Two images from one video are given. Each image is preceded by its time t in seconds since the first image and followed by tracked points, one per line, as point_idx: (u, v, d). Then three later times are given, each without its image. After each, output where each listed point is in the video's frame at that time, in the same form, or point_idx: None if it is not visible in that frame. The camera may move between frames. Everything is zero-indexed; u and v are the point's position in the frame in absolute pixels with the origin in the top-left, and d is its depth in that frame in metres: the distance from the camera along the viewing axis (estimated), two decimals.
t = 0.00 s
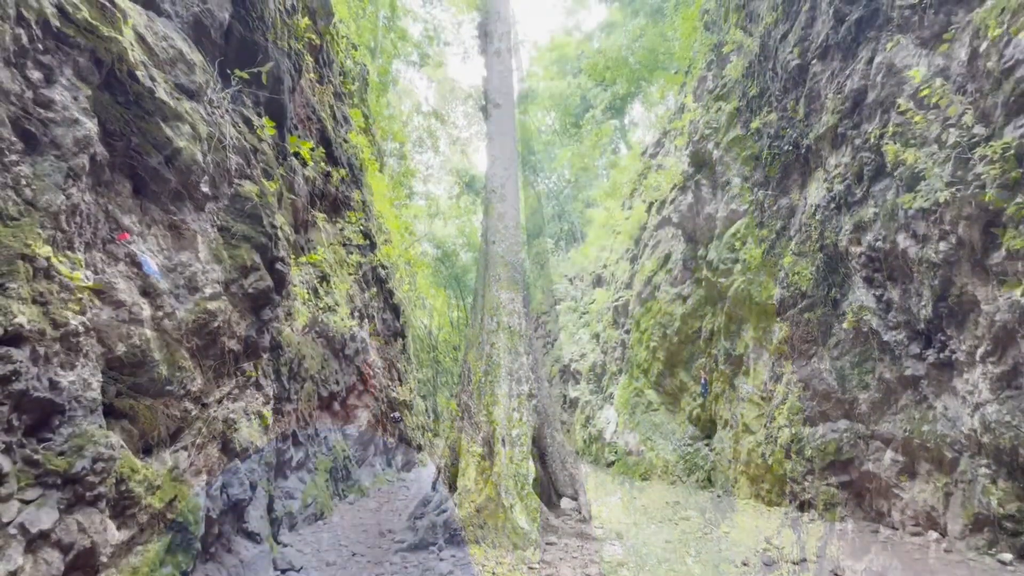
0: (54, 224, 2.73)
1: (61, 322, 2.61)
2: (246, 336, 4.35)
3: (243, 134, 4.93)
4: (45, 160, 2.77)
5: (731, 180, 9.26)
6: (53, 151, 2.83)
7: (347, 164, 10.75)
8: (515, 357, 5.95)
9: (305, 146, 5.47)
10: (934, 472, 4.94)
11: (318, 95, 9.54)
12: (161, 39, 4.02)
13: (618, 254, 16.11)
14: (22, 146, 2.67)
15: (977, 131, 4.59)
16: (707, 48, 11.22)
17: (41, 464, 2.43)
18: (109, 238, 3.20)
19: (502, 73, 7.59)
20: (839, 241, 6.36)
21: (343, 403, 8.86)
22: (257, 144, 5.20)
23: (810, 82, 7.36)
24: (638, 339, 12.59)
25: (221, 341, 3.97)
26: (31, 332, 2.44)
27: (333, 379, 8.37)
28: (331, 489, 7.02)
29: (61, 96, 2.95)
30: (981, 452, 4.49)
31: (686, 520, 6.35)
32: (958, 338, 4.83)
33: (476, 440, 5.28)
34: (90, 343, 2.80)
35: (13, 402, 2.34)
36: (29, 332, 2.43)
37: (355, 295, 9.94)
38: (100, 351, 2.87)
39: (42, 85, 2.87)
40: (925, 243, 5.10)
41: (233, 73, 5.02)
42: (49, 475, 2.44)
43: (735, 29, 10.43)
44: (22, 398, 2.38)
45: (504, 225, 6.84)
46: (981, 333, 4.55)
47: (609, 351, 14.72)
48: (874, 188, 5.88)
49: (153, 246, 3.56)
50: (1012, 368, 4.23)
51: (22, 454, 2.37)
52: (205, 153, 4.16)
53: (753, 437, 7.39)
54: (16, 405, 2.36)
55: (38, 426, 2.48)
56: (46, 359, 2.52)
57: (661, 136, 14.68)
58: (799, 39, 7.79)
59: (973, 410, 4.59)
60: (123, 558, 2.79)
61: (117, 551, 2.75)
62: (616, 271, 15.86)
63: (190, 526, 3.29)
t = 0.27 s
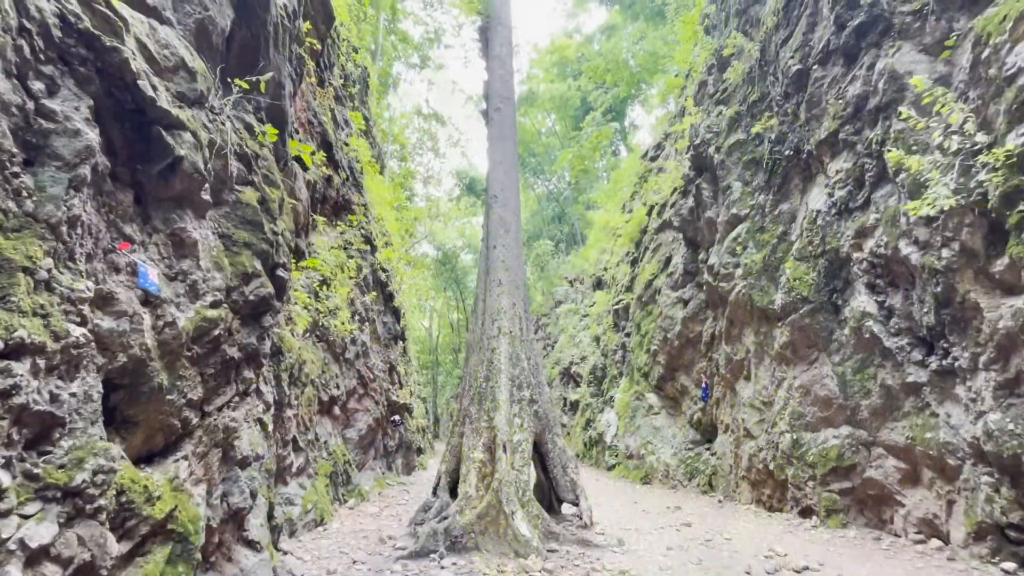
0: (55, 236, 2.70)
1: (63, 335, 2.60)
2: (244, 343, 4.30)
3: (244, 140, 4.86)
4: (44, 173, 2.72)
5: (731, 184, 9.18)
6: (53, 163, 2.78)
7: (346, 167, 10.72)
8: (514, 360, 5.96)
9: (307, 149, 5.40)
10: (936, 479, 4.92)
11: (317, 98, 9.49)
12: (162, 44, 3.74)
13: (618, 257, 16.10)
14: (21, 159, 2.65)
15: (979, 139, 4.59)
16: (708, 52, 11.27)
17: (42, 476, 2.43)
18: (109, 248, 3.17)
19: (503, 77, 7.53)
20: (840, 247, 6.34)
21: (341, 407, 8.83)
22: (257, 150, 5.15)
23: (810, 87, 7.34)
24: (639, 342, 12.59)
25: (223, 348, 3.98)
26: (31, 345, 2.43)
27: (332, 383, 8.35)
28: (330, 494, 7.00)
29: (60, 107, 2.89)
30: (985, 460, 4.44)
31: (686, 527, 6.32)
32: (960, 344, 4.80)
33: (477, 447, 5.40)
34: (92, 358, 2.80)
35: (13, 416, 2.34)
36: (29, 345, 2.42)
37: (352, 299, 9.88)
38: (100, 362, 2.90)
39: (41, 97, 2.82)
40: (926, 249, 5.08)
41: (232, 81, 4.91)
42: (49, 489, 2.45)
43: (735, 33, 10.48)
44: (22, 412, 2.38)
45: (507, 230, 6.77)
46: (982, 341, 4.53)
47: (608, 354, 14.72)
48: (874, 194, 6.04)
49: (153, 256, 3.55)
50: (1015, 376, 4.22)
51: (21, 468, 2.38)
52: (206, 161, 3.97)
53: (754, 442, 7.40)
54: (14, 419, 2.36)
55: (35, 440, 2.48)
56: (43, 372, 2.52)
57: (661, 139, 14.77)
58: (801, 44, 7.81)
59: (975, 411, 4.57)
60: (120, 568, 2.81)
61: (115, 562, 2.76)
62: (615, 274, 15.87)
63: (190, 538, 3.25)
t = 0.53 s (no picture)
0: (52, 258, 2.68)
1: (57, 358, 2.59)
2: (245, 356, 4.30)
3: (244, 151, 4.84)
4: (41, 194, 2.69)
5: (732, 191, 9.14)
6: (50, 183, 2.74)
7: (346, 172, 10.71)
8: (514, 368, 5.94)
9: (307, 157, 5.37)
10: (941, 492, 4.89)
11: (317, 103, 9.48)
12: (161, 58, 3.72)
13: (618, 262, 16.09)
14: (17, 180, 2.62)
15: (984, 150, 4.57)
16: (708, 58, 11.28)
17: (38, 502, 2.42)
18: (106, 266, 3.16)
19: (504, 84, 7.50)
20: (844, 256, 6.35)
21: (341, 414, 8.80)
22: (258, 161, 5.09)
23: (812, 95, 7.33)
24: (639, 347, 12.57)
25: (222, 363, 3.97)
26: (26, 370, 2.42)
27: (332, 390, 8.32)
28: (330, 502, 6.97)
29: (57, 126, 2.85)
30: (990, 475, 4.41)
31: (688, 537, 6.28)
32: (964, 356, 4.78)
33: (477, 458, 5.38)
34: (88, 379, 2.83)
35: (8, 443, 2.32)
36: (24, 371, 2.40)
37: (352, 305, 9.86)
38: (97, 381, 2.92)
39: (38, 117, 2.79)
40: (930, 260, 5.05)
41: (232, 91, 4.89)
42: (48, 514, 2.44)
43: (736, 39, 10.49)
44: (17, 439, 2.37)
45: (507, 238, 6.75)
46: (987, 353, 4.51)
47: (609, 359, 14.69)
48: (877, 204, 6.08)
49: (152, 272, 3.54)
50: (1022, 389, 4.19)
51: (17, 494, 2.37)
52: (206, 175, 3.95)
53: (756, 450, 7.38)
54: (9, 446, 2.34)
55: (31, 466, 2.47)
56: (37, 396, 2.51)
57: (663, 144, 14.80)
58: (804, 51, 7.83)
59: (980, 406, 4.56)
60: None
61: None
62: (616, 278, 15.87)
63: (190, 557, 3.26)
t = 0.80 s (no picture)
0: (46, 285, 2.66)
1: (52, 387, 2.59)
2: (245, 372, 4.29)
3: (243, 165, 4.83)
4: (36, 220, 2.67)
5: (732, 199, 9.13)
6: (45, 210, 2.72)
7: (347, 179, 10.70)
8: (515, 379, 5.92)
9: (307, 169, 5.35)
10: (945, 506, 4.86)
11: (318, 110, 9.49)
12: (160, 75, 3.75)
13: (618, 267, 16.08)
14: (11, 207, 2.60)
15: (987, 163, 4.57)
16: (709, 64, 11.29)
17: (30, 534, 2.43)
18: (103, 287, 3.15)
19: (505, 93, 7.49)
20: (846, 266, 6.36)
21: (341, 422, 8.78)
22: (257, 174, 5.10)
23: (814, 104, 7.34)
24: (640, 354, 12.54)
25: (220, 381, 3.97)
26: (19, 402, 2.41)
27: (332, 399, 8.31)
28: (330, 512, 6.95)
29: (53, 151, 2.84)
30: (995, 491, 4.37)
31: (689, 548, 6.25)
32: (969, 370, 4.76)
33: (477, 471, 5.37)
34: (83, 406, 2.81)
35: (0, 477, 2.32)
36: (16, 402, 2.39)
37: (353, 312, 9.84)
38: (93, 407, 2.90)
39: (34, 142, 2.78)
40: (933, 273, 5.03)
41: (232, 106, 4.89)
42: (39, 546, 2.45)
43: (737, 46, 10.50)
44: (10, 472, 2.37)
45: (508, 249, 6.74)
46: (992, 368, 4.49)
47: (609, 365, 14.64)
48: (880, 214, 6.09)
49: (149, 293, 3.52)
50: None
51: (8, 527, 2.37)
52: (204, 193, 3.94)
53: (758, 460, 7.35)
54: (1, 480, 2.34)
55: (24, 497, 2.47)
56: (32, 426, 2.50)
57: (664, 149, 14.81)
58: (805, 60, 7.87)
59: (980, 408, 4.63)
60: None
61: None
62: (616, 284, 15.86)
63: None
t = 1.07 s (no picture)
0: (42, 313, 2.65)
1: (47, 417, 2.57)
2: (242, 389, 4.33)
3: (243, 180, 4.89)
4: (32, 248, 2.66)
5: (733, 207, 9.13)
6: (42, 236, 2.72)
7: (347, 187, 10.70)
8: (515, 391, 5.90)
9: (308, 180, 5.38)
10: (948, 521, 4.84)
11: (318, 119, 9.50)
12: (159, 94, 3.76)
13: (618, 272, 16.08)
14: (7, 235, 2.58)
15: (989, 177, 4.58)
16: (709, 72, 11.31)
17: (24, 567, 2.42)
18: (99, 309, 3.15)
19: (505, 103, 7.50)
20: (848, 277, 6.37)
21: (341, 431, 8.75)
22: (257, 189, 5.18)
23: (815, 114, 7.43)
24: (641, 360, 12.51)
25: (218, 400, 4.01)
26: (14, 434, 2.40)
27: (332, 409, 8.28)
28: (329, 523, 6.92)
29: (50, 178, 2.84)
30: (999, 507, 4.35)
31: (691, 561, 6.20)
32: (972, 385, 4.76)
33: (477, 484, 5.35)
34: (79, 433, 2.81)
35: None
36: (11, 434, 2.38)
37: (353, 321, 9.83)
38: (88, 434, 2.91)
39: (30, 168, 2.78)
40: (934, 286, 5.03)
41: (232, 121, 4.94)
42: None
43: (737, 53, 10.52)
44: (4, 506, 2.35)
45: (508, 258, 6.73)
46: (995, 384, 4.48)
47: (610, 371, 14.58)
48: (881, 226, 6.13)
49: (146, 314, 3.51)
50: None
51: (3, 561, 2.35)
52: (202, 212, 3.94)
53: (760, 471, 7.33)
54: None
55: (18, 529, 2.45)
56: (26, 458, 2.49)
57: (664, 155, 14.82)
58: (806, 69, 7.92)
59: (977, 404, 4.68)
60: None
61: None
62: (616, 289, 15.86)
63: None
